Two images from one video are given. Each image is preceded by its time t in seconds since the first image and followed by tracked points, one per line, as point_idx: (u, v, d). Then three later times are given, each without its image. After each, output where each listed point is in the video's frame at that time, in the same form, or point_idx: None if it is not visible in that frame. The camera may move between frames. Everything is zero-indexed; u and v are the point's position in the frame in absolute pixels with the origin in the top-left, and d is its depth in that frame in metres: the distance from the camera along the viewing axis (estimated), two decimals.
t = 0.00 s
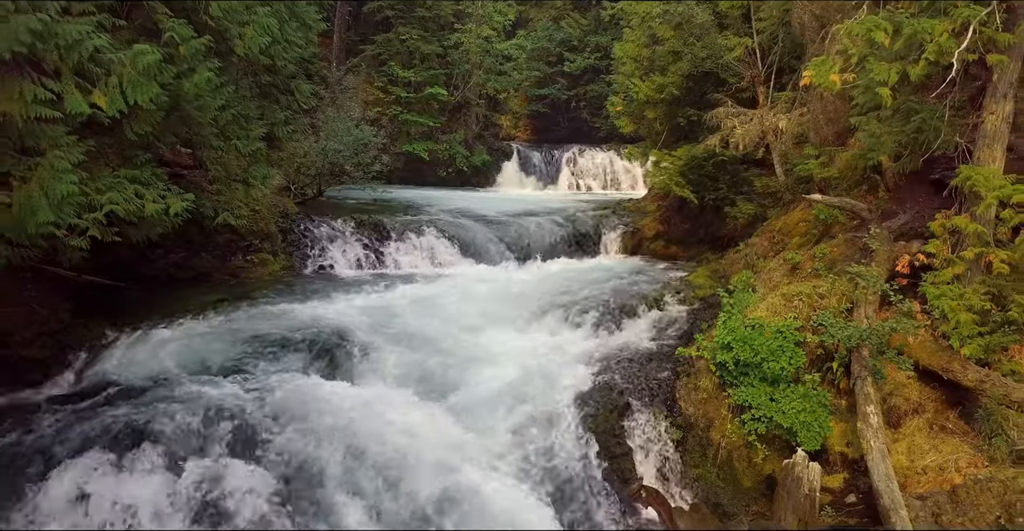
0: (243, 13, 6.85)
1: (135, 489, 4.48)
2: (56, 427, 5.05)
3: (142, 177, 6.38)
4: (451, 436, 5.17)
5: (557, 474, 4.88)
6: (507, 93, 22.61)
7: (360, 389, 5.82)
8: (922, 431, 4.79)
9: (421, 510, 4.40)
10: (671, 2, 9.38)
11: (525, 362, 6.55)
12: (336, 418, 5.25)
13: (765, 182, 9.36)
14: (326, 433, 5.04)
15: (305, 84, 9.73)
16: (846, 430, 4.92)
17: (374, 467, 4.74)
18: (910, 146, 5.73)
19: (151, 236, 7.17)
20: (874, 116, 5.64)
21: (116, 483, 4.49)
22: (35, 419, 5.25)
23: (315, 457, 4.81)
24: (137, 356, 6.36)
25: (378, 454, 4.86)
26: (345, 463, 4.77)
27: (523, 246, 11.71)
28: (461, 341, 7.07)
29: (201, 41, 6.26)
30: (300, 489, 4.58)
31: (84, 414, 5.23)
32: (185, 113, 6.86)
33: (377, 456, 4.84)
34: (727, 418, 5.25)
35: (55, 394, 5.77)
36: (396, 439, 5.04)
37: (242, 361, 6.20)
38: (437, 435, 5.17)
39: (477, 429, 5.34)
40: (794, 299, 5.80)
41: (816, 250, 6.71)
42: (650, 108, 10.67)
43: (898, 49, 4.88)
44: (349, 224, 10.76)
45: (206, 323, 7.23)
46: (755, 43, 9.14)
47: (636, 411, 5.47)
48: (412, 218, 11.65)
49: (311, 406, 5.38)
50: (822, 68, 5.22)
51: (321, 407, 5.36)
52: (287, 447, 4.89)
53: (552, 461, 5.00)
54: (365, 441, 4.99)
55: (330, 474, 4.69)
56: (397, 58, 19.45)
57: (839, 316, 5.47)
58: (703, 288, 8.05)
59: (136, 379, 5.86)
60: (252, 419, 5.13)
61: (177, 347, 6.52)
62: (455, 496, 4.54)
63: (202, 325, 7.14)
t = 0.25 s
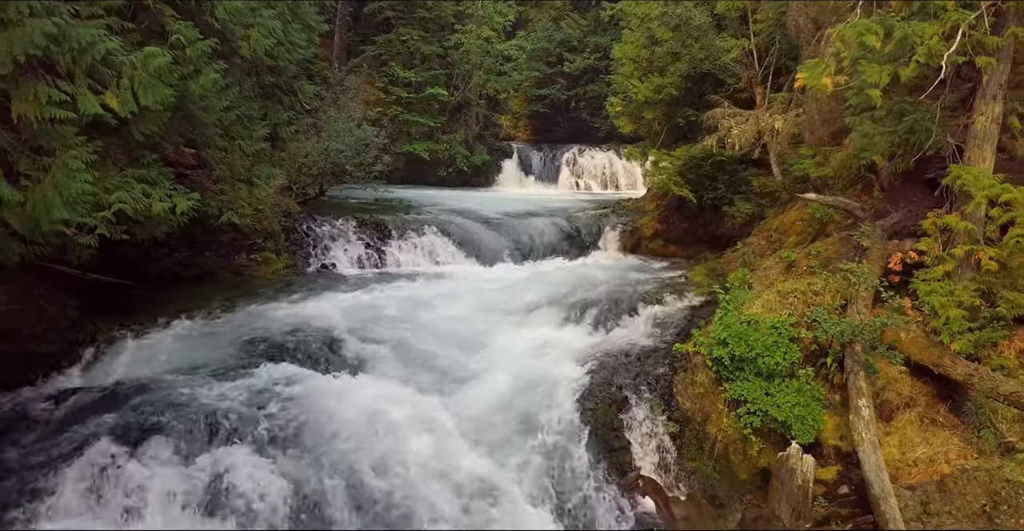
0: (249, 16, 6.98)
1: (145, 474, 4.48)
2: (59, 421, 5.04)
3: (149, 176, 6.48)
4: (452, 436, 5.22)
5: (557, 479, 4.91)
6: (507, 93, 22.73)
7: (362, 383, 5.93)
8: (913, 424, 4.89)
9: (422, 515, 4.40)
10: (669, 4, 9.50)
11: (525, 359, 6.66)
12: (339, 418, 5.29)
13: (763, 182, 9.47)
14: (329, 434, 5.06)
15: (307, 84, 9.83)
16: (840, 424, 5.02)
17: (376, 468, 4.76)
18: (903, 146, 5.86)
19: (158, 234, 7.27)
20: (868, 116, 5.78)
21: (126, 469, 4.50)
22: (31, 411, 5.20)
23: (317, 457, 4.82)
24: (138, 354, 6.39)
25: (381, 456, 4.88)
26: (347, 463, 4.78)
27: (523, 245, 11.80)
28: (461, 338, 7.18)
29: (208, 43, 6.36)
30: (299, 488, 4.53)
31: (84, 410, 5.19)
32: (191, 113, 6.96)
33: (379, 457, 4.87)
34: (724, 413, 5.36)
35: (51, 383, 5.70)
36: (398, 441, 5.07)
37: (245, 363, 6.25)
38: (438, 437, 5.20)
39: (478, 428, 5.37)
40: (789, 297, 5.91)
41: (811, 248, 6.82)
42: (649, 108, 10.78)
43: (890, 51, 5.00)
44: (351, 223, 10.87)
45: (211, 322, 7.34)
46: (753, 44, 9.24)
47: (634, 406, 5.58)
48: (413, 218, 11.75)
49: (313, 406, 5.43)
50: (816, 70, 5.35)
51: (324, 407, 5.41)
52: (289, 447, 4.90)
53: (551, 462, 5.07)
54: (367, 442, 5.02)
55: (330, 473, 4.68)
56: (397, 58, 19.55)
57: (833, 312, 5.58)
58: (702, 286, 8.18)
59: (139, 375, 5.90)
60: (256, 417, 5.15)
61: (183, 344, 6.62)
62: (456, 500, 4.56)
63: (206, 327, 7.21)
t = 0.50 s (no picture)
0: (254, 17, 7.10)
1: (154, 467, 4.70)
2: (74, 412, 5.22)
3: (156, 175, 6.59)
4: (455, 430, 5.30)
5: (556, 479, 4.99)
6: (507, 93, 22.84)
7: (366, 375, 6.03)
8: (905, 417, 4.99)
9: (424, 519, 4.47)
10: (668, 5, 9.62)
11: (526, 353, 6.77)
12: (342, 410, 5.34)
13: (761, 181, 9.59)
14: (333, 430, 5.11)
15: (310, 85, 9.95)
16: (834, 418, 5.13)
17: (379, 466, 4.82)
18: (895, 145, 5.98)
19: (164, 232, 7.39)
20: (861, 116, 5.91)
21: (137, 461, 4.71)
22: (27, 413, 5.23)
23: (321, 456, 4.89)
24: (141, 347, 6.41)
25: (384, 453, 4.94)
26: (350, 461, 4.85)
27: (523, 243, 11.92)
28: (463, 334, 7.29)
29: (214, 44, 6.47)
30: (300, 486, 4.65)
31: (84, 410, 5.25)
32: (196, 113, 7.07)
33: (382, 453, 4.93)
34: (720, 405, 5.47)
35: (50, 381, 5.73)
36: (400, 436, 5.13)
37: (248, 356, 6.28)
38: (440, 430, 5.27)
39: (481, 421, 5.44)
40: (784, 293, 6.04)
41: (807, 246, 6.95)
42: (647, 108, 10.91)
43: (881, 52, 5.13)
44: (354, 222, 10.99)
45: (217, 316, 7.44)
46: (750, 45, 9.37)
47: (632, 399, 5.70)
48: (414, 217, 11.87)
49: (317, 399, 5.47)
50: (809, 71, 5.50)
51: (327, 399, 5.46)
52: (292, 445, 4.96)
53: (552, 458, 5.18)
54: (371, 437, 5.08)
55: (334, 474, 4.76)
56: (398, 59, 19.66)
57: (828, 308, 5.71)
58: (699, 283, 8.31)
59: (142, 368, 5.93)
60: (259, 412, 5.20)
61: (192, 335, 6.72)
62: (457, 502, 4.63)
63: (210, 321, 7.26)
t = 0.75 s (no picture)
0: (258, 19, 7.21)
1: (165, 458, 4.67)
2: (85, 407, 5.23)
3: (162, 174, 6.68)
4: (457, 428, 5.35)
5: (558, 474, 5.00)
6: (507, 93, 22.94)
7: (369, 369, 6.13)
8: (898, 411, 5.07)
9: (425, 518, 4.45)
10: (666, 6, 9.72)
11: (527, 349, 6.89)
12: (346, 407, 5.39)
13: (758, 180, 9.70)
14: (336, 428, 5.14)
15: (313, 85, 10.05)
16: (827, 412, 5.23)
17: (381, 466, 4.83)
18: (889, 144, 6.10)
19: (169, 231, 7.50)
20: (856, 116, 6.03)
21: (148, 453, 4.68)
22: (29, 410, 5.20)
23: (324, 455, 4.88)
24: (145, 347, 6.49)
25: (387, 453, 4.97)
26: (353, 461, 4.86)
27: (523, 242, 12.03)
28: (464, 331, 7.41)
29: (219, 45, 6.56)
30: (308, 478, 4.69)
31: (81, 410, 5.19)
32: (201, 113, 7.16)
33: (385, 453, 4.96)
34: (716, 399, 5.57)
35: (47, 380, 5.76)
36: (403, 435, 5.16)
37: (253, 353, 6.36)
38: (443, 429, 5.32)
39: (483, 421, 5.49)
40: (780, 289, 6.15)
41: (802, 243, 7.07)
42: (646, 108, 11.02)
43: (874, 54, 5.25)
44: (355, 220, 11.09)
45: (220, 314, 7.55)
46: (747, 46, 9.48)
47: (631, 393, 5.80)
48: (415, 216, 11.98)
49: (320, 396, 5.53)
50: (804, 73, 5.62)
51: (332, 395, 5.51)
52: (295, 444, 4.96)
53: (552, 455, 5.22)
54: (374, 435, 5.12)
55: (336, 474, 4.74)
56: (399, 59, 19.75)
57: (822, 304, 5.82)
58: (697, 281, 8.44)
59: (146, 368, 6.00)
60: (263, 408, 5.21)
61: (198, 333, 6.82)
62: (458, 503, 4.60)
63: (214, 319, 7.34)
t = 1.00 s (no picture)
0: (262, 20, 7.33)
1: (176, 450, 4.80)
2: (96, 400, 5.34)
3: (168, 173, 6.77)
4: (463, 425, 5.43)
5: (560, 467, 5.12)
6: (507, 94, 23.05)
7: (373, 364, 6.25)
8: (891, 405, 5.16)
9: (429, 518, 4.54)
10: (665, 7, 9.83)
11: (528, 345, 7.00)
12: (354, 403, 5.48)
13: (756, 179, 9.80)
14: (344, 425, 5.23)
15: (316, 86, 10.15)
16: (823, 406, 5.32)
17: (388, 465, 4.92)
18: (882, 144, 6.23)
19: (174, 229, 7.60)
20: (850, 116, 6.15)
21: (159, 445, 4.80)
22: (41, 403, 5.32)
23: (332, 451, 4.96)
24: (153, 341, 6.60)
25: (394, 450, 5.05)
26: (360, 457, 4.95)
27: (524, 241, 12.14)
28: (466, 327, 7.52)
29: (226, 46, 6.65)
30: (316, 470, 4.81)
31: (90, 402, 5.31)
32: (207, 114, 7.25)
33: (391, 447, 5.08)
34: (714, 394, 5.69)
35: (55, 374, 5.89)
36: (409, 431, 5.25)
37: (259, 347, 6.47)
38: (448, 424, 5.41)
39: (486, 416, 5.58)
40: (776, 286, 6.27)
41: (799, 241, 7.19)
42: (645, 108, 11.13)
43: (867, 55, 5.38)
44: (357, 220, 11.19)
45: (225, 310, 7.65)
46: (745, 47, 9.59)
47: (630, 388, 5.92)
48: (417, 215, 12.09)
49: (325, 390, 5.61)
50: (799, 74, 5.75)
51: (340, 392, 5.59)
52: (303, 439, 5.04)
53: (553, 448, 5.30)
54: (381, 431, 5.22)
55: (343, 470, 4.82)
56: (400, 59, 19.85)
57: (818, 300, 5.95)
58: (695, 279, 8.57)
59: (154, 362, 6.11)
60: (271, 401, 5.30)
61: (203, 328, 6.91)
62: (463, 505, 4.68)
63: (219, 314, 7.43)
